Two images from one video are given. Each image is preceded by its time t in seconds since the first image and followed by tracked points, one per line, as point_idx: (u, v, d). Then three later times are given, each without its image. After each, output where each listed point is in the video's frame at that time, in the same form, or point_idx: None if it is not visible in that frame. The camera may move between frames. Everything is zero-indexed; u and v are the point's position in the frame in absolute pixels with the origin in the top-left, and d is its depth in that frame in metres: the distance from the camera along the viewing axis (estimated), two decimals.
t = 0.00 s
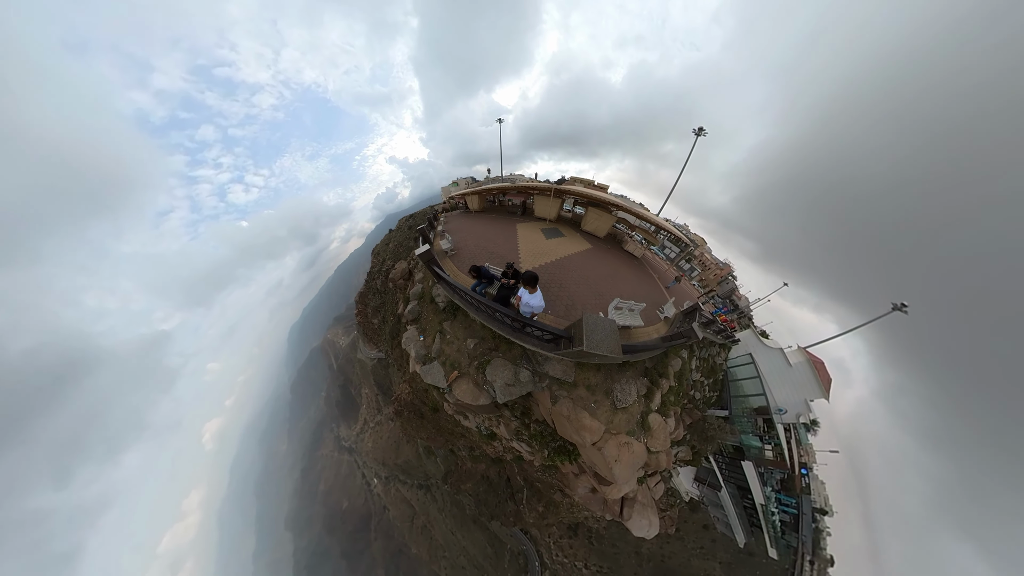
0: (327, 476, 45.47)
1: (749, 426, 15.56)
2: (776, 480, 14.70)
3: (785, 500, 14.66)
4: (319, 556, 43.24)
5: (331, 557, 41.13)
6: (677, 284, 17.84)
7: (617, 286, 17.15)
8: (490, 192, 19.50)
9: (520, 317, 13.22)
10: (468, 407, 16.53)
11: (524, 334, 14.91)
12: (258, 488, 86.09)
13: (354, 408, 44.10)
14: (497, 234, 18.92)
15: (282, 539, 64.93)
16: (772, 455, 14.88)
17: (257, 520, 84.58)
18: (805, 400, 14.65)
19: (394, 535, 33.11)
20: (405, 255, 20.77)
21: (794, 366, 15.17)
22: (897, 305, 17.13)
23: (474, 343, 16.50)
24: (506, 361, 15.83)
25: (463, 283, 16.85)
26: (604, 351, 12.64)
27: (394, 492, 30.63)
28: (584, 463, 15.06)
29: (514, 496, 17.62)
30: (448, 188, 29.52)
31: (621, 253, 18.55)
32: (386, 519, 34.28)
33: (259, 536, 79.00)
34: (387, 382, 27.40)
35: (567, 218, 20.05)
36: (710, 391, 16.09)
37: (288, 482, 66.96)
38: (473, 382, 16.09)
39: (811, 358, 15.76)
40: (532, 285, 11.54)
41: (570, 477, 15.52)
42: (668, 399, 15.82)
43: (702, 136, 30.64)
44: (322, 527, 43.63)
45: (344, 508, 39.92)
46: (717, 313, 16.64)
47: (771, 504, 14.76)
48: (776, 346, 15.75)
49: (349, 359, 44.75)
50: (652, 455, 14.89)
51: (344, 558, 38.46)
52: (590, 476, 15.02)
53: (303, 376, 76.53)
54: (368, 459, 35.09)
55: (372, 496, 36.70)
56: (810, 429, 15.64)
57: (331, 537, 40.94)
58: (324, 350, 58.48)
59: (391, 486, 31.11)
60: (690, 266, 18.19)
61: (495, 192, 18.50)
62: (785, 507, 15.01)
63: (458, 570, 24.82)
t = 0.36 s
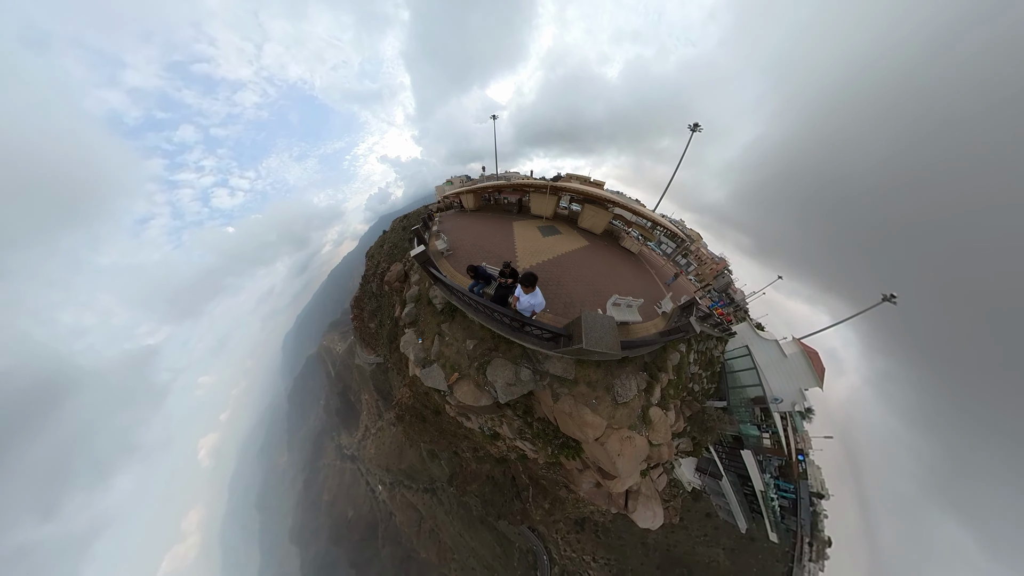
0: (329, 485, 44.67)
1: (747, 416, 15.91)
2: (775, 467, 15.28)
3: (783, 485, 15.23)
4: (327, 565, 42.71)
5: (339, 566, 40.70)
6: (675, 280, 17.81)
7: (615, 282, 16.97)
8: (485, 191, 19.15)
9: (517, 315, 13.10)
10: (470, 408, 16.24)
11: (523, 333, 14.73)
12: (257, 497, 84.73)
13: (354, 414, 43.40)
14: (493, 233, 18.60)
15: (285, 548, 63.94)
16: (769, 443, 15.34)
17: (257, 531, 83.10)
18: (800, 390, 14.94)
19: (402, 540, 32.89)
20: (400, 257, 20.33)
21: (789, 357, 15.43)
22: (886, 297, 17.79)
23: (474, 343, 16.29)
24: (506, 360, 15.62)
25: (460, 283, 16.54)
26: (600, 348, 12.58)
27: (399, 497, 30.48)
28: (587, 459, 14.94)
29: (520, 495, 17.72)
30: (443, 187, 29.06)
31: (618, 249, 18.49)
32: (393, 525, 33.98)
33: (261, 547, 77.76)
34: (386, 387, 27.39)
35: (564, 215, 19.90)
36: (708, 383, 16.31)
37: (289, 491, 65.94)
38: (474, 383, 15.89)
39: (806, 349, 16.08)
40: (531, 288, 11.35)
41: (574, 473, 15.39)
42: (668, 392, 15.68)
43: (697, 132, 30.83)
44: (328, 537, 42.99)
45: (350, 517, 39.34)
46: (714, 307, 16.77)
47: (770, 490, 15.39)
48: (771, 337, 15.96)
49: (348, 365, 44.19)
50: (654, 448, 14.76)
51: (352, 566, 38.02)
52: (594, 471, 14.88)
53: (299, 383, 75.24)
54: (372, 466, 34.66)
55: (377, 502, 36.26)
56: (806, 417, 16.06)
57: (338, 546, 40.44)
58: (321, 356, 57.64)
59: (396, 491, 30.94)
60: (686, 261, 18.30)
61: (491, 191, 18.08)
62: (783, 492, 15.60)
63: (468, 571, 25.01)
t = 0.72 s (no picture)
0: (333, 494, 43.95)
1: (745, 405, 16.34)
2: (772, 453, 15.91)
3: (780, 472, 15.86)
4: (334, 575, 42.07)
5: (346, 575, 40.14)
6: (674, 275, 17.92)
7: (614, 279, 16.98)
8: (481, 189, 18.81)
9: (523, 315, 13.03)
10: (476, 409, 16.15)
11: (529, 332, 14.68)
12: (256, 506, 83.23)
13: (354, 421, 42.74)
14: (491, 232, 18.35)
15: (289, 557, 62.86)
16: (767, 431, 15.79)
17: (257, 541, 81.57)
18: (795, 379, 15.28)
19: (411, 545, 32.68)
20: (396, 259, 20.00)
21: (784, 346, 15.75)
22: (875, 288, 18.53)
23: (478, 345, 16.17)
24: (512, 360, 15.63)
25: (462, 284, 16.33)
26: (610, 342, 12.71)
27: (406, 502, 30.41)
28: (594, 452, 14.99)
29: (527, 492, 17.91)
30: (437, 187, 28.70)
31: (616, 246, 18.53)
32: (401, 530, 33.65)
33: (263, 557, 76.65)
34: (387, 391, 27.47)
35: (561, 213, 19.81)
36: (707, 374, 16.72)
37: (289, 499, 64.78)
38: (482, 384, 15.81)
39: (800, 338, 16.44)
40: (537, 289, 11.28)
41: (580, 467, 15.41)
42: (669, 383, 15.89)
43: (692, 128, 30.94)
44: (335, 545, 42.39)
45: (356, 525, 38.80)
46: (710, 301, 17.04)
47: (769, 476, 16.04)
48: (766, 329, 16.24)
49: (347, 371, 43.62)
50: (658, 438, 14.86)
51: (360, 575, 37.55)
52: (601, 464, 14.83)
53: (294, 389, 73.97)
54: (377, 472, 34.29)
55: (382, 509, 35.79)
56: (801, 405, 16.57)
57: (345, 556, 39.83)
58: (317, 363, 56.73)
59: (402, 496, 30.96)
60: (683, 256, 18.52)
61: (487, 189, 17.78)
62: (781, 478, 16.29)
63: (478, 571, 25.22)
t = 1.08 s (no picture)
0: (338, 502, 43.38)
1: (744, 395, 16.60)
2: (770, 441, 16.36)
3: (778, 457, 16.42)
4: None
5: None
6: (671, 270, 17.99)
7: (613, 275, 16.92)
8: (475, 187, 18.50)
9: (520, 310, 13.07)
10: (479, 409, 16.05)
11: (529, 329, 14.61)
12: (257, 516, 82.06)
13: (355, 428, 42.12)
14: (488, 230, 18.07)
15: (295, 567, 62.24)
16: (765, 419, 16.15)
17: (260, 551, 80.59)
18: (790, 367, 15.65)
19: (421, 549, 32.70)
20: (391, 261, 19.70)
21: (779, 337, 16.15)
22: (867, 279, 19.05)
23: (479, 345, 16.02)
24: (514, 359, 15.56)
25: (460, 283, 16.09)
26: (613, 336, 12.75)
27: (412, 507, 30.52)
28: (598, 447, 15.14)
29: (533, 490, 18.12)
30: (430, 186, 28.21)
31: (613, 242, 18.53)
32: (410, 535, 33.58)
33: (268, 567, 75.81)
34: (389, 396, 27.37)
35: (557, 210, 19.72)
36: (705, 366, 17.04)
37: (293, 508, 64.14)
38: (484, 385, 15.67)
39: (793, 329, 16.92)
40: (529, 281, 11.44)
41: (585, 462, 15.56)
42: (669, 376, 16.11)
43: (687, 121, 30.78)
44: (343, 554, 41.89)
45: (364, 532, 38.39)
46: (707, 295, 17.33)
47: (768, 463, 16.54)
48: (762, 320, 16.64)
49: (346, 378, 43.08)
50: (660, 430, 15.09)
51: None
52: (606, 458, 15.03)
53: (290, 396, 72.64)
54: (382, 479, 34.00)
55: (389, 515, 35.63)
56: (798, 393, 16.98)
57: (354, 564, 39.54)
58: (314, 369, 55.83)
59: (409, 501, 30.93)
60: (679, 251, 18.73)
61: (481, 187, 17.43)
62: (779, 465, 16.78)
63: (489, 570, 25.56)
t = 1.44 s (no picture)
0: (344, 512, 42.78)
1: (741, 384, 17.22)
2: (768, 427, 17.04)
3: (777, 443, 17.17)
4: None
5: None
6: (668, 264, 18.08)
7: (610, 269, 16.84)
8: (469, 185, 18.22)
9: (519, 305, 12.64)
10: (482, 409, 15.95)
11: (528, 324, 14.45)
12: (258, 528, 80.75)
13: (358, 435, 41.53)
14: (483, 228, 17.80)
15: None
16: (762, 406, 16.87)
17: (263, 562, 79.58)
18: (785, 356, 16.16)
19: (431, 554, 32.71)
20: (387, 264, 19.53)
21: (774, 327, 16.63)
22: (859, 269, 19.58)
23: (479, 343, 15.79)
24: (514, 355, 15.41)
25: (457, 280, 15.74)
26: (611, 326, 12.46)
27: (420, 512, 30.74)
28: (602, 440, 15.27)
29: (540, 487, 18.34)
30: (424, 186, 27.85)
31: (610, 237, 18.53)
32: (419, 541, 33.43)
33: None
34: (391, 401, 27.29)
35: (553, 207, 19.68)
36: (703, 357, 17.36)
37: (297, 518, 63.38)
38: (485, 383, 15.50)
39: (788, 319, 17.39)
40: (526, 273, 11.03)
41: (590, 455, 15.72)
42: (669, 367, 16.27)
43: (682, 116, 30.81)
44: (352, 563, 41.63)
45: (373, 541, 38.03)
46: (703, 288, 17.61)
47: (767, 449, 17.36)
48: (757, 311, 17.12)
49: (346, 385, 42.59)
50: (662, 420, 15.25)
51: None
52: (610, 451, 15.21)
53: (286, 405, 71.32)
54: (388, 486, 33.69)
55: (397, 522, 35.42)
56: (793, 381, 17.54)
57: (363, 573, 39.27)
58: (312, 377, 55.10)
59: (416, 506, 31.14)
60: (674, 245, 18.94)
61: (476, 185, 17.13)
62: (778, 450, 17.50)
63: (500, 569, 25.87)
